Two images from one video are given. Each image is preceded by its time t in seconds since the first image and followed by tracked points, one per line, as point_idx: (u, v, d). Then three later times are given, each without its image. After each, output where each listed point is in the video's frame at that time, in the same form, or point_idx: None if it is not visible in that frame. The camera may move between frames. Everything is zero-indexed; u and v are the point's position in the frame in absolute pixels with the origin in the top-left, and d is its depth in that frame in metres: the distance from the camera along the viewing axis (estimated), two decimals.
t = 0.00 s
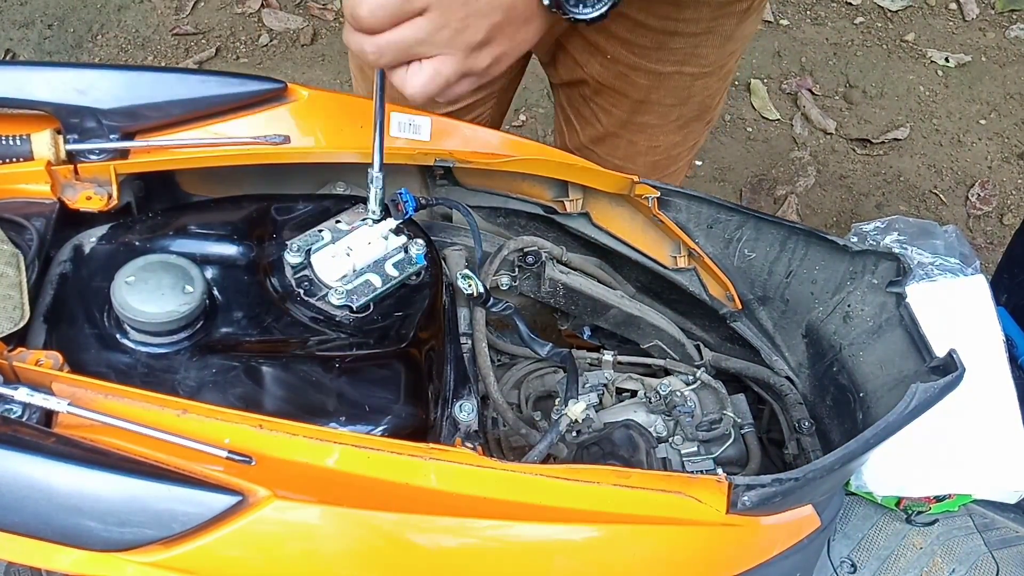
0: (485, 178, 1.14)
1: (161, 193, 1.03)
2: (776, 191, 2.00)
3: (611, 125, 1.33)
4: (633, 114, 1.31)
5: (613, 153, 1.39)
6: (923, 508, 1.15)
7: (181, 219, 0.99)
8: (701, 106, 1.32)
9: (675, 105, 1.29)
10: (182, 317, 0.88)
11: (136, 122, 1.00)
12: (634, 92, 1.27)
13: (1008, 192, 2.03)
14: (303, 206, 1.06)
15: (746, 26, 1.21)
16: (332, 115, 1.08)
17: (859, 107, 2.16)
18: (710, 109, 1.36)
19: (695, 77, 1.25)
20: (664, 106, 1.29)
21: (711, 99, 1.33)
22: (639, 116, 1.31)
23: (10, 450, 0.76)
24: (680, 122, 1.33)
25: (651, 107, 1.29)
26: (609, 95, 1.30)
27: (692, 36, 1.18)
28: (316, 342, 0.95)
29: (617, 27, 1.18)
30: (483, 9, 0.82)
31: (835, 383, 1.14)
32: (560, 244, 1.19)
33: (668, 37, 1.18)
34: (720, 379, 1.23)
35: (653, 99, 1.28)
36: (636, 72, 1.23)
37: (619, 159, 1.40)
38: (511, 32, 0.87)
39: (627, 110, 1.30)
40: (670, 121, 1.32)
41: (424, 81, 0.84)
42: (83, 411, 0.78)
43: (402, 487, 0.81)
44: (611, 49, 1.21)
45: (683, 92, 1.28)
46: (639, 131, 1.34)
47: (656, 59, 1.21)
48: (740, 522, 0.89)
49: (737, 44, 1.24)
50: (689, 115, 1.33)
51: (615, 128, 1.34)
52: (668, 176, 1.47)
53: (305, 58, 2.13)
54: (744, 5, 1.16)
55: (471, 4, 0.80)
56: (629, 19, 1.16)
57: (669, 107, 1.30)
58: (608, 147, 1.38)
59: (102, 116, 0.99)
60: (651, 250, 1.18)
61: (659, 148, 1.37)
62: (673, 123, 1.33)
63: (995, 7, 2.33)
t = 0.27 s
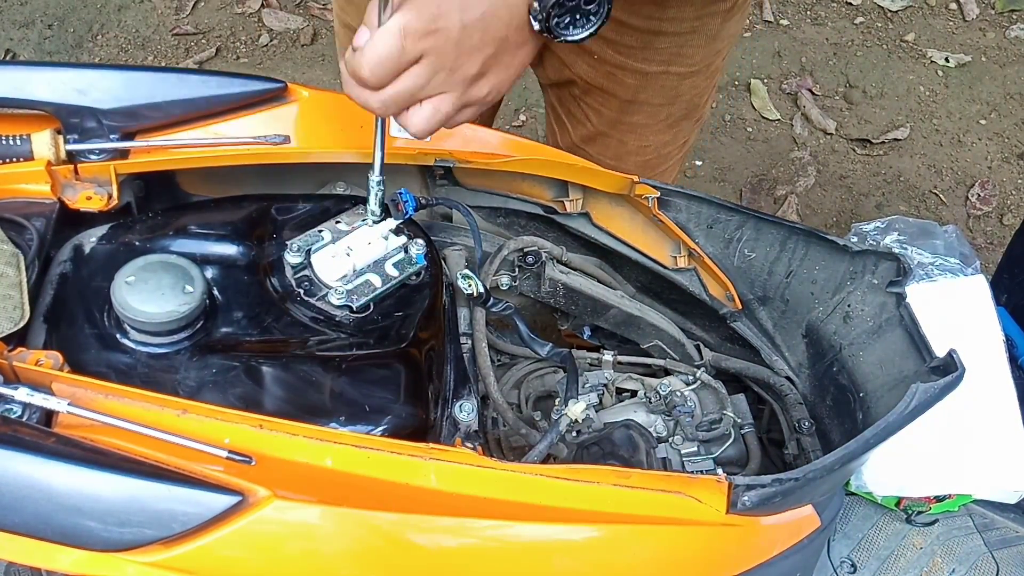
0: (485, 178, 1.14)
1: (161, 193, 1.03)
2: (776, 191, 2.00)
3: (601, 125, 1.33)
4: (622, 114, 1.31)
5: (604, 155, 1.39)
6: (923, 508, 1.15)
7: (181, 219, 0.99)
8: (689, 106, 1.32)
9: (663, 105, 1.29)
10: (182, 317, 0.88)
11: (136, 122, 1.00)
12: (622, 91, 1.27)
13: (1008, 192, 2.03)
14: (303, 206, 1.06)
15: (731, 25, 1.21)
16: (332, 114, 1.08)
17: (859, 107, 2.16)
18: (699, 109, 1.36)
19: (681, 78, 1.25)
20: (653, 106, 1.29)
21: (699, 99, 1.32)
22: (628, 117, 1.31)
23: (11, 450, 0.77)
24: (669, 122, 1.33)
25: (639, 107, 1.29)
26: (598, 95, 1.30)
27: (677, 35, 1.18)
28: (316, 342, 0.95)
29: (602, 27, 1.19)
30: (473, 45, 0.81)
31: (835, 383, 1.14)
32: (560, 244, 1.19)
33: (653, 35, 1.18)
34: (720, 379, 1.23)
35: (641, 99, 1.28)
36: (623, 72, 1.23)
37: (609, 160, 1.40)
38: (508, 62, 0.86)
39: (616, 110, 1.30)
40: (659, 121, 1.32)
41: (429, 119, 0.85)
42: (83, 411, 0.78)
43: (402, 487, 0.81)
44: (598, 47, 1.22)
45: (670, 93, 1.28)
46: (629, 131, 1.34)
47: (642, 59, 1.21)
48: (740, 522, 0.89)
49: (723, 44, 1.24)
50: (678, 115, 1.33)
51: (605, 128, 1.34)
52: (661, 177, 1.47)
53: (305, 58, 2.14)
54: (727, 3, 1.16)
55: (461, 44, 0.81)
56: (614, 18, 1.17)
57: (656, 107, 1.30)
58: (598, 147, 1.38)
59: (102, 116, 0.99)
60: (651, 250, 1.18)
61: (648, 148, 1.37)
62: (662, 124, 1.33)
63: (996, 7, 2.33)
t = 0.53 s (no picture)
0: (484, 178, 1.14)
1: (161, 192, 1.03)
2: (775, 191, 2.00)
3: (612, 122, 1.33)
4: (632, 110, 1.31)
5: (614, 150, 1.39)
6: (922, 507, 1.17)
7: (181, 218, 0.99)
8: (698, 101, 1.33)
9: (674, 100, 1.29)
10: (181, 318, 0.88)
11: (136, 122, 1.00)
12: (633, 87, 1.27)
13: (1008, 192, 2.03)
14: (303, 207, 1.05)
15: (742, 19, 1.21)
16: (332, 115, 1.08)
17: (859, 107, 2.16)
18: (708, 103, 1.36)
19: (692, 72, 1.25)
20: (664, 101, 1.29)
21: (708, 93, 1.33)
22: (638, 112, 1.31)
23: (11, 450, 0.76)
24: (678, 117, 1.33)
25: (651, 103, 1.29)
26: (608, 91, 1.30)
27: (691, 31, 1.18)
28: (316, 343, 0.95)
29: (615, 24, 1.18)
30: (524, 73, 0.79)
31: (834, 383, 1.14)
32: (560, 245, 1.19)
33: (667, 32, 1.18)
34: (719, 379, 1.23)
35: (651, 94, 1.28)
36: (634, 68, 1.23)
37: (618, 156, 1.40)
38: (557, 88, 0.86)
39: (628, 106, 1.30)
40: (668, 116, 1.32)
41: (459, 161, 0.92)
42: (83, 412, 0.78)
43: (402, 487, 0.81)
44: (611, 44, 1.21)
45: (681, 88, 1.28)
46: (639, 127, 1.34)
47: (655, 55, 1.21)
48: (740, 522, 0.89)
49: (733, 38, 1.24)
50: (688, 109, 1.33)
51: (615, 124, 1.34)
52: (667, 173, 1.47)
53: (305, 58, 2.14)
54: None
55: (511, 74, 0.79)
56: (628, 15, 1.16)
57: (668, 102, 1.30)
58: (608, 143, 1.38)
59: (102, 116, 0.99)
60: (651, 250, 1.18)
61: (657, 143, 1.37)
62: (671, 119, 1.33)
63: (995, 7, 2.33)
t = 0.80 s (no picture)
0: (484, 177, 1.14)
1: (160, 192, 1.03)
2: (776, 191, 2.00)
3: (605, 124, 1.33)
4: (627, 113, 1.31)
5: (609, 153, 1.39)
6: (923, 508, 1.15)
7: (181, 218, 0.99)
8: (693, 103, 1.33)
9: (669, 103, 1.30)
10: (181, 318, 0.88)
11: (136, 122, 1.00)
12: (628, 90, 1.27)
13: (1008, 191, 2.03)
14: (303, 206, 1.06)
15: (737, 21, 1.21)
16: (331, 115, 1.08)
17: (859, 107, 2.16)
18: (703, 105, 1.36)
19: (687, 75, 1.25)
20: (659, 104, 1.29)
21: (704, 95, 1.33)
22: (633, 115, 1.31)
23: (10, 450, 0.76)
24: (674, 119, 1.34)
25: (646, 105, 1.29)
26: (603, 94, 1.29)
27: (687, 33, 1.18)
28: (317, 343, 0.96)
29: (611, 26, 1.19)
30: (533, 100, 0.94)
31: (835, 382, 1.14)
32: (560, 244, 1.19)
33: (663, 34, 1.18)
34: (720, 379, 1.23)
35: (646, 97, 1.28)
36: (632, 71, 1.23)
37: (613, 159, 1.39)
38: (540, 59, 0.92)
39: (623, 108, 1.30)
40: (664, 119, 1.33)
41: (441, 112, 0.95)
42: (83, 412, 0.78)
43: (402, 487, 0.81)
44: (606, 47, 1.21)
45: (676, 90, 1.28)
46: (635, 129, 1.34)
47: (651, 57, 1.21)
48: (740, 522, 0.89)
49: (729, 41, 1.24)
50: (684, 111, 1.33)
51: (610, 127, 1.33)
52: (663, 176, 1.47)
53: (305, 58, 2.13)
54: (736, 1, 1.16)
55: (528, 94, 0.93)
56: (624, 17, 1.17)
57: (663, 105, 1.30)
58: (602, 146, 1.38)
59: (102, 116, 0.98)
60: (651, 249, 1.18)
61: (651, 145, 1.37)
62: (667, 121, 1.33)
63: (996, 7, 2.33)
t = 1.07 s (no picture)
0: (484, 178, 1.14)
1: (161, 193, 1.03)
2: (776, 191, 2.00)
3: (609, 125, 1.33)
4: (630, 113, 1.31)
5: (612, 154, 1.38)
6: (923, 508, 1.15)
7: (181, 218, 0.99)
8: (696, 103, 1.33)
9: (672, 103, 1.30)
10: (181, 317, 0.88)
11: (136, 122, 1.00)
12: (631, 90, 1.27)
13: (1008, 192, 2.03)
14: (303, 207, 1.06)
15: (741, 22, 1.21)
16: (331, 116, 1.08)
17: (859, 107, 2.16)
18: (706, 106, 1.36)
19: (691, 75, 1.25)
20: (662, 104, 1.29)
21: (707, 95, 1.33)
22: (636, 115, 1.31)
23: (11, 450, 0.76)
24: (677, 120, 1.34)
25: (649, 106, 1.29)
26: (606, 94, 1.29)
27: (689, 33, 1.18)
28: (317, 343, 0.96)
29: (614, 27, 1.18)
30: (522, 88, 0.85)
31: (835, 382, 1.14)
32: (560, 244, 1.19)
33: (666, 35, 1.18)
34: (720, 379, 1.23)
35: (649, 97, 1.28)
36: (634, 71, 1.23)
37: (615, 159, 1.39)
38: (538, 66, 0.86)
39: (626, 109, 1.30)
40: (667, 119, 1.33)
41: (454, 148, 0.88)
42: (83, 412, 0.78)
43: (402, 487, 0.81)
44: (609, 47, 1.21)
45: (679, 91, 1.28)
46: (637, 130, 1.34)
47: (654, 58, 1.21)
48: (740, 522, 0.89)
49: (732, 41, 1.24)
50: (687, 112, 1.33)
51: (613, 127, 1.33)
52: (665, 176, 1.47)
53: (305, 58, 2.13)
54: (739, 2, 1.16)
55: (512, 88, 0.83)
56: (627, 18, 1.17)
57: (666, 105, 1.30)
58: (605, 147, 1.37)
59: (102, 116, 0.98)
60: (651, 250, 1.18)
61: (654, 146, 1.37)
62: (670, 122, 1.33)
63: (996, 7, 2.33)
